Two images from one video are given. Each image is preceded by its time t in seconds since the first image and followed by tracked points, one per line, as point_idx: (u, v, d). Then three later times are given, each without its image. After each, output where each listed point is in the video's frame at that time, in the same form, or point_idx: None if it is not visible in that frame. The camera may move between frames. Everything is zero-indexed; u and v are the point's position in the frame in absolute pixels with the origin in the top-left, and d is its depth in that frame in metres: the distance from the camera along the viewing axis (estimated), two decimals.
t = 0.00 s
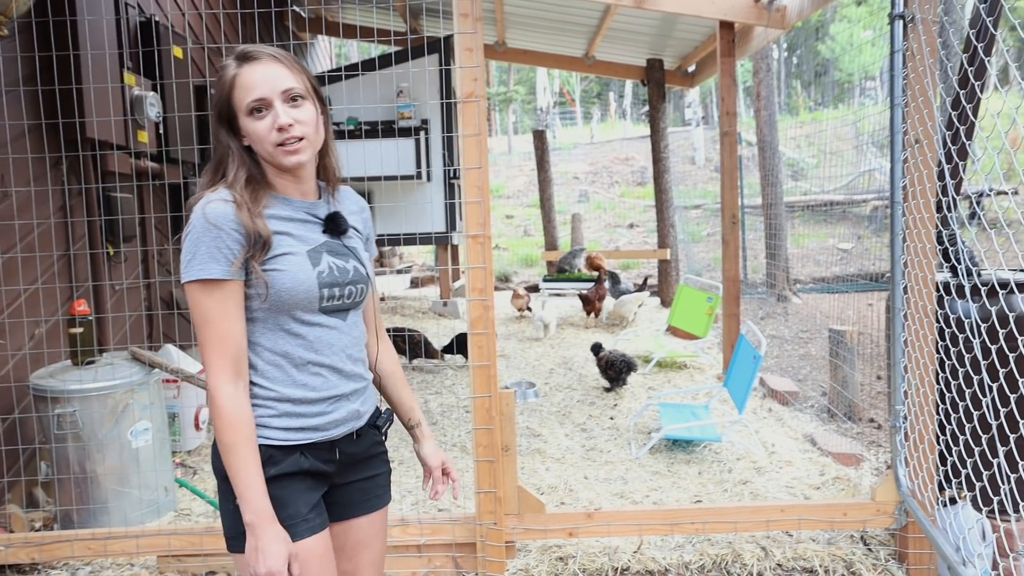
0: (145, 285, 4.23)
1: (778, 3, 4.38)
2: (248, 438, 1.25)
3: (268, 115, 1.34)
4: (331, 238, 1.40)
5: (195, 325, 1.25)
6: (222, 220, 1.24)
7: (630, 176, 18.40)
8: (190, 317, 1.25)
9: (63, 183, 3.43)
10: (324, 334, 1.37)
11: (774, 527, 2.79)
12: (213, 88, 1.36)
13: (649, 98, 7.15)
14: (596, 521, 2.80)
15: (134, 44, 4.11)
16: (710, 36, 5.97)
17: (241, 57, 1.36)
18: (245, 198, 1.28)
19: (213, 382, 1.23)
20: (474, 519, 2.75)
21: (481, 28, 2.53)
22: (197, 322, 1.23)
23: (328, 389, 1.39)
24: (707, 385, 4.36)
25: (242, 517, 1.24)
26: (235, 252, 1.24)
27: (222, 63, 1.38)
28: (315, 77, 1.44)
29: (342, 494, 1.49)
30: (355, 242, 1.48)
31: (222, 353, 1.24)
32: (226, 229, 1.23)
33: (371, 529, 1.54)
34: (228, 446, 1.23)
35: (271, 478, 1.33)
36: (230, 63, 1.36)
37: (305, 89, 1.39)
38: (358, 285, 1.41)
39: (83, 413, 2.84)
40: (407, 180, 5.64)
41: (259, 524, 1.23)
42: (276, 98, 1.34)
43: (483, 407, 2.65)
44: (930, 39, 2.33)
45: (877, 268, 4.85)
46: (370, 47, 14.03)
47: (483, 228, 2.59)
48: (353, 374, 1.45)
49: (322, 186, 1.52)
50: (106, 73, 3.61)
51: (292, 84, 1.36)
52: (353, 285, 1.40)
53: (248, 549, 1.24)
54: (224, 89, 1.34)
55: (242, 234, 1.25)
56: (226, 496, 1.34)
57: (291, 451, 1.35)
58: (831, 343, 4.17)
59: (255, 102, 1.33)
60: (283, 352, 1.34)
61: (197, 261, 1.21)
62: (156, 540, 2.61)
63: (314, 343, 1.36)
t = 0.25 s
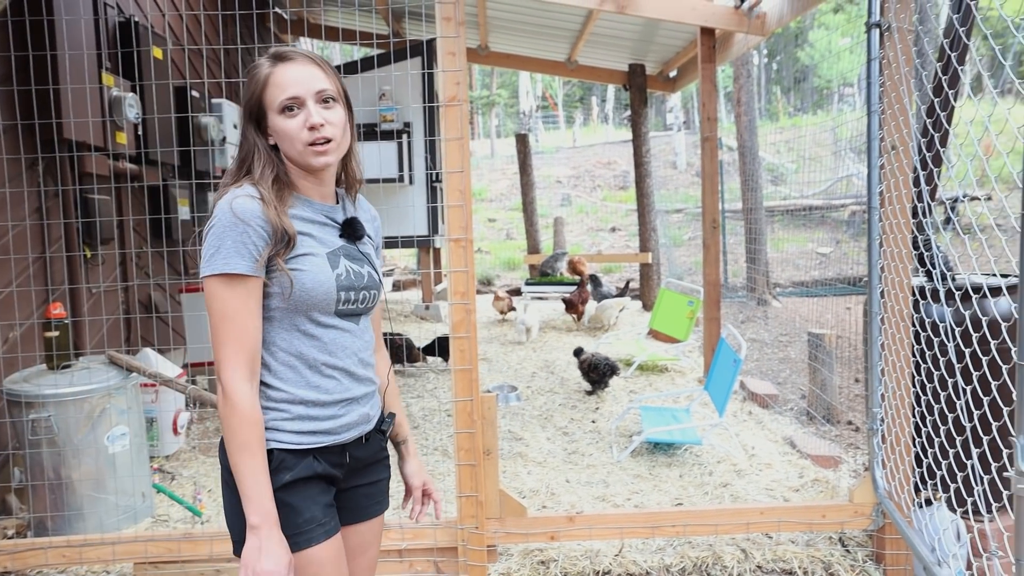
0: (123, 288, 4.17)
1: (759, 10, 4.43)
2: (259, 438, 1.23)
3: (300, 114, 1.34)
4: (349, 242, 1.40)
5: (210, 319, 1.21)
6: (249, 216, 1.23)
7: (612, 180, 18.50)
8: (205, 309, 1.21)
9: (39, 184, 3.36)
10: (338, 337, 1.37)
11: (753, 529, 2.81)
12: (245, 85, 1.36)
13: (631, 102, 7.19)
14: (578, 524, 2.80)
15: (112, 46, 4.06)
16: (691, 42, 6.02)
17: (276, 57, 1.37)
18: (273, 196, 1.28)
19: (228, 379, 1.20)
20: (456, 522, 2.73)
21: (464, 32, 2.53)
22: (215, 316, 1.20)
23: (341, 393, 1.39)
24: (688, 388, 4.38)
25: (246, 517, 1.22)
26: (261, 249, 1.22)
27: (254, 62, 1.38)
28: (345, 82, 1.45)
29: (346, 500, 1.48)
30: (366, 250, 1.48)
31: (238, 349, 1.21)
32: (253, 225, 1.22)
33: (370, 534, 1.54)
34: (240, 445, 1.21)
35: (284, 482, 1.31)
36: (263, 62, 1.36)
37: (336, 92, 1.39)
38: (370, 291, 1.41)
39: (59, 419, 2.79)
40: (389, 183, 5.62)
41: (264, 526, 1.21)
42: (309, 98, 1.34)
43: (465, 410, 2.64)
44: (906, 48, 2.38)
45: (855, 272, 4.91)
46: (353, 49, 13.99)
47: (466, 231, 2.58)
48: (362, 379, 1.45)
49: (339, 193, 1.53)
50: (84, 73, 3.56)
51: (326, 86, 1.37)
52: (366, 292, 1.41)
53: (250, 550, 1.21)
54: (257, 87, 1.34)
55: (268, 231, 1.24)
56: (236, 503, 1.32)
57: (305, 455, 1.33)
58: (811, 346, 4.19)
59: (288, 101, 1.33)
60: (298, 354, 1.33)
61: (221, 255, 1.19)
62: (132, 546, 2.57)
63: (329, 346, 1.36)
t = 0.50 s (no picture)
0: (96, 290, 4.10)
1: (736, 14, 4.47)
2: (256, 436, 1.21)
3: (295, 117, 1.33)
4: (339, 241, 1.40)
5: (205, 316, 1.19)
6: (247, 212, 1.22)
7: (590, 183, 18.59)
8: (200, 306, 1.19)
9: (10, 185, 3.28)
10: (335, 335, 1.36)
11: (730, 529, 2.84)
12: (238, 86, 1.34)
13: (610, 105, 7.24)
14: (557, 525, 2.81)
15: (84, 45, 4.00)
16: (669, 46, 6.07)
17: (270, 59, 1.35)
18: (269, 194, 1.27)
19: (225, 376, 1.18)
20: (435, 525, 2.72)
21: (443, 34, 2.53)
22: (210, 312, 1.18)
23: (338, 392, 1.38)
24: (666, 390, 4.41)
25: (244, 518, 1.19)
26: (259, 245, 1.21)
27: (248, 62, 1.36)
28: (337, 84, 1.44)
29: (338, 502, 1.47)
30: (356, 250, 1.48)
31: (235, 346, 1.19)
32: (251, 221, 1.21)
33: (355, 539, 1.53)
34: (237, 443, 1.19)
35: (281, 485, 1.30)
36: (257, 63, 1.34)
37: (331, 95, 1.39)
38: (364, 289, 1.41)
39: (29, 424, 2.73)
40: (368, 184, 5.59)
41: (263, 526, 1.19)
42: (304, 102, 1.33)
43: (445, 412, 2.63)
44: (879, 53, 2.42)
45: (829, 275, 4.98)
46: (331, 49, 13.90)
47: (445, 233, 2.57)
48: (357, 379, 1.45)
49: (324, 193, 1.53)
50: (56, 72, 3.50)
51: (321, 89, 1.36)
52: (360, 291, 1.41)
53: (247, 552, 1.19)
54: (252, 88, 1.32)
55: (267, 228, 1.23)
56: (231, 506, 1.30)
57: (302, 457, 1.32)
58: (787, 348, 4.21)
59: (283, 103, 1.32)
60: (296, 352, 1.32)
61: (219, 251, 1.18)
62: (106, 553, 2.51)
63: (326, 344, 1.35)
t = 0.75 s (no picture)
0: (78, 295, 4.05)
1: (718, 18, 4.48)
2: (245, 442, 1.20)
3: (278, 118, 1.32)
4: (326, 246, 1.40)
5: (191, 324, 1.19)
6: (231, 217, 1.22)
7: (576, 185, 18.64)
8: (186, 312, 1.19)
9: None
10: (321, 340, 1.36)
11: (716, 529, 2.86)
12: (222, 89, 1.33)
13: (594, 108, 7.26)
14: (544, 527, 2.81)
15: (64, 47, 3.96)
16: (653, 48, 6.10)
17: (253, 61, 1.35)
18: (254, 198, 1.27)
19: (212, 383, 1.18)
20: (422, 528, 2.71)
21: (427, 37, 2.52)
22: (196, 319, 1.18)
23: (325, 398, 1.37)
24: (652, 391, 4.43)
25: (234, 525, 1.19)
26: (243, 250, 1.21)
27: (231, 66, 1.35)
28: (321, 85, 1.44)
29: (324, 508, 1.46)
30: (343, 253, 1.48)
31: (223, 353, 1.19)
32: (235, 226, 1.21)
33: (342, 546, 1.52)
34: (226, 450, 1.18)
35: (266, 492, 1.29)
36: (240, 65, 1.34)
37: (314, 96, 1.38)
38: (351, 293, 1.40)
39: (9, 430, 2.69)
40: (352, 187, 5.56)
41: (254, 533, 1.19)
42: (289, 102, 1.33)
43: (431, 415, 2.62)
44: (858, 57, 2.44)
45: (813, 275, 5.03)
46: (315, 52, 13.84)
47: (431, 236, 2.57)
48: (345, 385, 1.44)
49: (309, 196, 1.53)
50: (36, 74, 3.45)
51: (304, 90, 1.35)
52: (347, 295, 1.40)
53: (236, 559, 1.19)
54: (237, 89, 1.32)
55: (251, 233, 1.23)
56: (215, 513, 1.29)
57: (287, 464, 1.31)
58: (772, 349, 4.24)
59: (266, 105, 1.31)
60: (282, 358, 1.31)
61: (203, 257, 1.18)
62: (89, 560, 2.48)
63: (313, 349, 1.34)
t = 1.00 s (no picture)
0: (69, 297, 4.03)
1: (711, 21, 4.52)
2: (229, 445, 1.21)
3: (263, 122, 1.32)
4: (316, 247, 1.40)
5: (177, 326, 1.19)
6: (216, 220, 1.22)
7: (569, 187, 18.68)
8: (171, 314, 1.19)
9: None
10: (310, 343, 1.35)
11: (709, 530, 2.86)
12: (206, 96, 1.34)
13: (587, 110, 7.29)
14: (538, 529, 2.81)
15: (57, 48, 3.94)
16: (646, 51, 6.13)
17: (236, 66, 1.34)
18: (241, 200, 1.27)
19: (197, 386, 1.18)
20: (416, 530, 2.70)
21: (421, 40, 2.52)
22: (182, 322, 1.18)
23: (314, 402, 1.37)
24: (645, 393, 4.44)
25: (217, 528, 1.20)
26: (229, 253, 1.21)
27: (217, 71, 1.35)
28: (308, 87, 1.44)
29: (314, 512, 1.46)
30: (336, 255, 1.47)
31: (208, 356, 1.19)
32: (221, 228, 1.21)
33: (335, 552, 1.52)
34: (211, 453, 1.19)
35: (253, 496, 1.29)
36: (224, 70, 1.34)
37: (299, 99, 1.38)
38: (341, 295, 1.40)
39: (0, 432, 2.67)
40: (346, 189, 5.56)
41: (235, 537, 1.19)
42: (273, 107, 1.33)
43: (425, 417, 2.62)
44: (850, 62, 2.48)
45: (805, 278, 5.05)
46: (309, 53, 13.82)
47: (425, 238, 2.57)
48: (336, 388, 1.43)
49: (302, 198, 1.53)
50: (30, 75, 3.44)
51: (288, 93, 1.35)
52: (337, 298, 1.39)
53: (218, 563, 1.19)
54: (219, 96, 1.32)
55: (237, 235, 1.23)
56: (201, 515, 1.29)
57: (274, 467, 1.31)
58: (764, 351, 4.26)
59: (251, 109, 1.31)
60: (269, 361, 1.31)
61: (188, 261, 1.18)
62: (81, 563, 2.47)
63: (302, 351, 1.34)
